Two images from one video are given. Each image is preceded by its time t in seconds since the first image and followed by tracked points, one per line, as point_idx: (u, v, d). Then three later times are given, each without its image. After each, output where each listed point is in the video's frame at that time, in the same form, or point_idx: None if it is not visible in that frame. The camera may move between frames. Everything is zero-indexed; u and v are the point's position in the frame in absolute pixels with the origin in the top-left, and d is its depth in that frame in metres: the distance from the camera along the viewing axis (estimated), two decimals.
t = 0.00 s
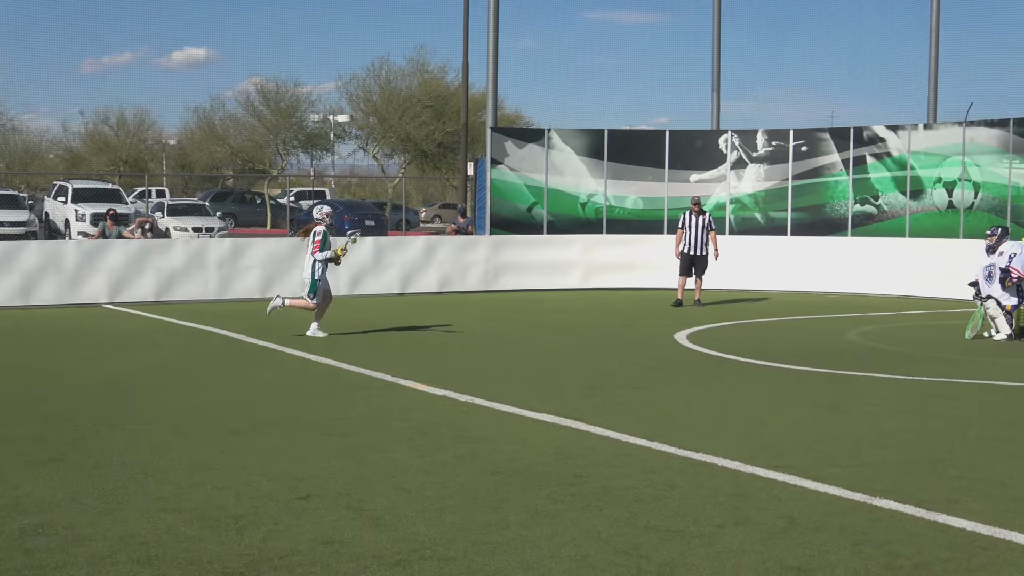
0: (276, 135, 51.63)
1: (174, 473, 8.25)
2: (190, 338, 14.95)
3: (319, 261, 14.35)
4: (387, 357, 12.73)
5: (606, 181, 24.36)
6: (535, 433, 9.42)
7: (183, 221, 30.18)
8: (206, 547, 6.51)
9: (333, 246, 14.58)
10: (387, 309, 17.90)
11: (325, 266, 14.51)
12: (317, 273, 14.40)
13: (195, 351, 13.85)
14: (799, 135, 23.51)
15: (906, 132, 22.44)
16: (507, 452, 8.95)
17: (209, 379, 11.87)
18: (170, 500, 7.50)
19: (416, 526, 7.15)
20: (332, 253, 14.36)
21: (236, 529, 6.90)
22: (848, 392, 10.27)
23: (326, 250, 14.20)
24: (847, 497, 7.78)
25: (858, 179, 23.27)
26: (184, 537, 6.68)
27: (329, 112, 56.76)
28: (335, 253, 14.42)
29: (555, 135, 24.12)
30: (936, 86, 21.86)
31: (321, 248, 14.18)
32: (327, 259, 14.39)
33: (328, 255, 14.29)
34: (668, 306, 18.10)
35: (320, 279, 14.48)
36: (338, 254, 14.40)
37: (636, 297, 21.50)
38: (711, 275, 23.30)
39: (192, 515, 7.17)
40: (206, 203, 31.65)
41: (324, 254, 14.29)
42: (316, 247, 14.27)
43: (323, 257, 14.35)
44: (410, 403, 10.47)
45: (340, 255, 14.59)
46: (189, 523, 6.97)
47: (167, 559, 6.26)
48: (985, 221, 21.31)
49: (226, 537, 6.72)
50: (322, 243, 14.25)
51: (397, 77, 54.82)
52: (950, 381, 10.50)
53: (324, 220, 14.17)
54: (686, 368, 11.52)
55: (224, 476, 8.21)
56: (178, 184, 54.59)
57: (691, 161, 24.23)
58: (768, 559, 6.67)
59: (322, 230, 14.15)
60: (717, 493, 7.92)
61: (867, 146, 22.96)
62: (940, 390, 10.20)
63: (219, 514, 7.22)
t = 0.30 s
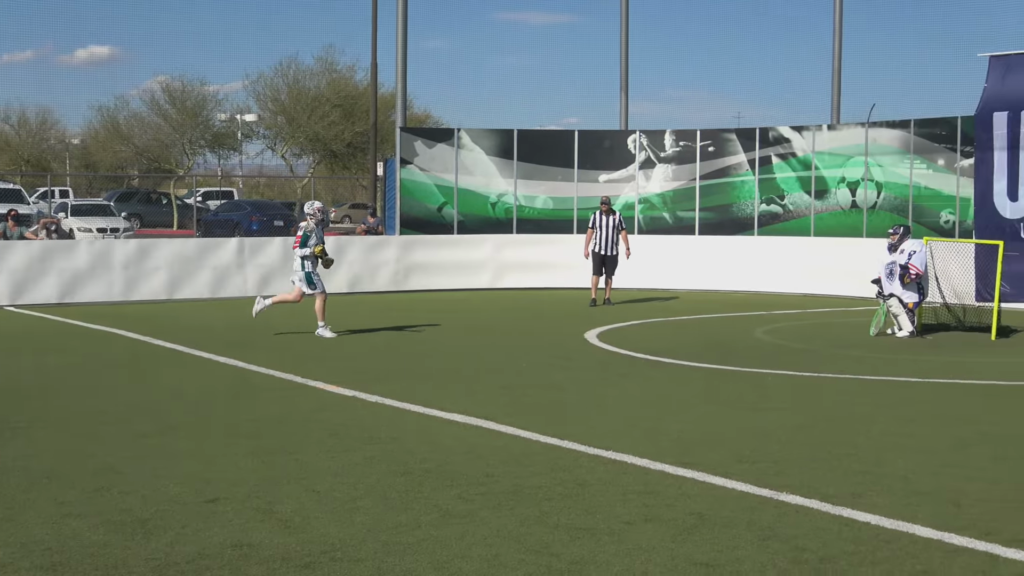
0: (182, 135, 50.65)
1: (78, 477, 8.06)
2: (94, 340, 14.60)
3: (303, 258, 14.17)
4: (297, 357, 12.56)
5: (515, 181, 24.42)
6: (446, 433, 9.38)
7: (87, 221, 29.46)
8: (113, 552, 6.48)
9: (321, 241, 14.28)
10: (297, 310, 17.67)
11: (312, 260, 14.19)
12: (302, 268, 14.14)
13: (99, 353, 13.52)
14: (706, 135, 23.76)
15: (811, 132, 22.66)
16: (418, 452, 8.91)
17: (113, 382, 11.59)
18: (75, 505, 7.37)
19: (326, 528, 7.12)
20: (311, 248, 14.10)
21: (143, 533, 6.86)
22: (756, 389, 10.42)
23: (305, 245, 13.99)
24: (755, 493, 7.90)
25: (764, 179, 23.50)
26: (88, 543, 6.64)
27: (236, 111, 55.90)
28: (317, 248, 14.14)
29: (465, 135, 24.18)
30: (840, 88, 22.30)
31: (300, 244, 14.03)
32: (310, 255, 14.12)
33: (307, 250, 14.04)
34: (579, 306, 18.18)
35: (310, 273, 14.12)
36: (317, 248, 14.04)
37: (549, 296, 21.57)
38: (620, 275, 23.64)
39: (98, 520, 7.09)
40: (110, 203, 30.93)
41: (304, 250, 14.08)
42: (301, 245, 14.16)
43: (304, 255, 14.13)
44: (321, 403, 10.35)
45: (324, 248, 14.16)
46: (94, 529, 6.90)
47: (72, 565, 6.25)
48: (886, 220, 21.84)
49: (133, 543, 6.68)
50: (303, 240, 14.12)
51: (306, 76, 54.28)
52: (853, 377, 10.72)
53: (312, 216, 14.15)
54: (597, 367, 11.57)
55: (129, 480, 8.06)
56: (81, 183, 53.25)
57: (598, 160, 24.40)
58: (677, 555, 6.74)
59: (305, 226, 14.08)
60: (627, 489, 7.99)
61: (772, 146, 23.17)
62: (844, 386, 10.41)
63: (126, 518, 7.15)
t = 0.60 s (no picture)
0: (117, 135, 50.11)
1: (11, 482, 7.89)
2: (27, 342, 14.31)
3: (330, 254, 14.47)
4: (235, 358, 12.42)
5: (455, 180, 24.37)
6: (387, 433, 9.33)
7: (19, 221, 28.88)
8: (48, 558, 6.38)
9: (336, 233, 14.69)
10: (236, 310, 17.47)
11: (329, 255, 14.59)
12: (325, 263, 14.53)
13: (31, 355, 13.25)
14: (644, 134, 23.95)
15: (748, 131, 22.83)
16: (359, 453, 8.86)
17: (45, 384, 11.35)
18: (9, 510, 7.24)
19: (267, 529, 7.06)
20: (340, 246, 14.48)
21: (79, 537, 6.75)
22: (694, 386, 10.50)
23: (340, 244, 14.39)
24: (695, 489, 7.95)
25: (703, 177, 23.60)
26: (24, 548, 6.54)
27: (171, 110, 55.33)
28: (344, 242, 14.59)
29: (404, 134, 24.02)
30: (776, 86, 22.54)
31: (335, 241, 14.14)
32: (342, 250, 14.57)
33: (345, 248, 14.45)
34: (519, 304, 18.23)
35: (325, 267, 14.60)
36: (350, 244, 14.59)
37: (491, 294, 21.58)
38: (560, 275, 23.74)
39: (33, 525, 6.97)
40: (42, 202, 30.38)
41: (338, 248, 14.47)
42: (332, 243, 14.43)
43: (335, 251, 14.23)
44: (260, 404, 10.23)
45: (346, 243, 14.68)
46: (29, 534, 6.78)
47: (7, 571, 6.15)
48: (823, 217, 22.24)
49: (69, 547, 6.58)
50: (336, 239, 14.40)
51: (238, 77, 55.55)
52: (789, 374, 10.86)
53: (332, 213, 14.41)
54: (537, 365, 11.60)
55: (65, 484, 7.91)
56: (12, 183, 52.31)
57: (537, 160, 24.47)
58: (619, 552, 6.76)
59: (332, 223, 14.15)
60: (569, 487, 8.01)
61: (710, 145, 23.34)
62: (780, 382, 10.54)
63: (61, 522, 7.03)
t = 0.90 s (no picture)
0: (84, 131, 49.58)
1: None
2: None
3: (365, 255, 13.82)
4: (201, 356, 12.31)
5: (424, 178, 24.33)
6: (353, 432, 9.29)
7: None
8: (12, 557, 6.31)
9: (384, 238, 13.95)
10: (204, 308, 17.34)
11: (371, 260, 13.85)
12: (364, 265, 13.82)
13: None
14: (612, 133, 23.99)
15: (716, 130, 22.93)
16: (325, 451, 8.82)
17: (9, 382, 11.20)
18: None
19: (233, 527, 7.02)
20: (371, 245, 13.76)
21: (43, 536, 6.69)
22: (662, 385, 10.51)
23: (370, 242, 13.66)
24: (662, 487, 7.97)
25: (669, 176, 23.63)
26: None
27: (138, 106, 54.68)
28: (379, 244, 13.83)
29: (371, 132, 24.07)
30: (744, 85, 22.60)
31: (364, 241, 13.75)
32: (371, 251, 13.76)
33: (371, 246, 13.72)
34: (488, 302, 18.17)
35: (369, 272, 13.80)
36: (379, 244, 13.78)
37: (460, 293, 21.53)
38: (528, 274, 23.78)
39: None
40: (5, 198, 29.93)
41: (365, 246, 13.79)
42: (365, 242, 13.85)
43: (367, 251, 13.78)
44: (227, 402, 10.15)
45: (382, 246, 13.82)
46: None
47: None
48: (790, 217, 22.21)
49: (33, 546, 6.52)
50: (366, 236, 13.79)
51: (209, 72, 53.45)
52: (757, 373, 10.89)
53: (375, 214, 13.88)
54: (506, 363, 11.57)
55: (29, 482, 7.83)
56: None
57: (506, 158, 24.45)
58: (586, 550, 6.76)
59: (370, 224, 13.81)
60: (536, 485, 8.01)
61: (678, 144, 23.44)
62: (747, 381, 10.57)
63: (25, 521, 6.96)
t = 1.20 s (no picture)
0: (58, 131, 49.40)
1: None
2: None
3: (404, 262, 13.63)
4: (177, 357, 12.24)
5: (400, 177, 24.25)
6: (330, 431, 9.26)
7: None
8: None
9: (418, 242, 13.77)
10: (182, 308, 17.26)
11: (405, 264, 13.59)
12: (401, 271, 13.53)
13: None
14: (589, 131, 23.99)
15: (692, 128, 22.95)
16: (302, 451, 8.80)
17: None
18: None
19: (209, 528, 6.99)
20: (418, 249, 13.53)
21: (18, 538, 6.64)
22: (639, 383, 10.51)
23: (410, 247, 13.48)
24: (639, 485, 7.97)
25: (646, 174, 23.78)
26: None
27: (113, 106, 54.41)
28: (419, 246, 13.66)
29: (348, 131, 23.94)
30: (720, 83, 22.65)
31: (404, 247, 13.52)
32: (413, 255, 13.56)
33: (412, 252, 13.51)
34: (466, 301, 18.15)
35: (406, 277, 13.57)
36: (422, 248, 13.54)
37: (439, 292, 21.51)
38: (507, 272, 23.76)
39: None
40: None
41: (409, 252, 13.54)
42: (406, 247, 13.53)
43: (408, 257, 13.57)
44: (201, 403, 10.09)
45: (426, 248, 13.66)
46: None
47: None
48: (765, 214, 22.60)
49: (8, 548, 6.47)
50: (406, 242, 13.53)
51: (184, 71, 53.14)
52: (733, 370, 10.91)
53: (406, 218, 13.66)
54: (483, 362, 11.56)
55: (4, 484, 7.78)
56: None
57: (484, 157, 24.36)
58: (563, 548, 6.75)
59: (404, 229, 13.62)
60: (513, 484, 8.00)
61: (654, 142, 23.52)
62: (724, 378, 10.59)
63: None
